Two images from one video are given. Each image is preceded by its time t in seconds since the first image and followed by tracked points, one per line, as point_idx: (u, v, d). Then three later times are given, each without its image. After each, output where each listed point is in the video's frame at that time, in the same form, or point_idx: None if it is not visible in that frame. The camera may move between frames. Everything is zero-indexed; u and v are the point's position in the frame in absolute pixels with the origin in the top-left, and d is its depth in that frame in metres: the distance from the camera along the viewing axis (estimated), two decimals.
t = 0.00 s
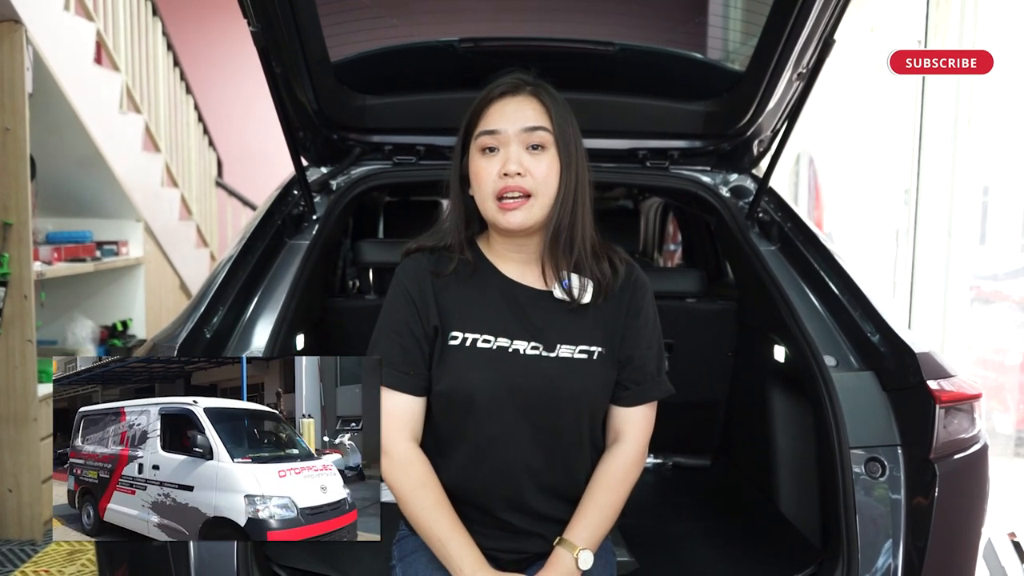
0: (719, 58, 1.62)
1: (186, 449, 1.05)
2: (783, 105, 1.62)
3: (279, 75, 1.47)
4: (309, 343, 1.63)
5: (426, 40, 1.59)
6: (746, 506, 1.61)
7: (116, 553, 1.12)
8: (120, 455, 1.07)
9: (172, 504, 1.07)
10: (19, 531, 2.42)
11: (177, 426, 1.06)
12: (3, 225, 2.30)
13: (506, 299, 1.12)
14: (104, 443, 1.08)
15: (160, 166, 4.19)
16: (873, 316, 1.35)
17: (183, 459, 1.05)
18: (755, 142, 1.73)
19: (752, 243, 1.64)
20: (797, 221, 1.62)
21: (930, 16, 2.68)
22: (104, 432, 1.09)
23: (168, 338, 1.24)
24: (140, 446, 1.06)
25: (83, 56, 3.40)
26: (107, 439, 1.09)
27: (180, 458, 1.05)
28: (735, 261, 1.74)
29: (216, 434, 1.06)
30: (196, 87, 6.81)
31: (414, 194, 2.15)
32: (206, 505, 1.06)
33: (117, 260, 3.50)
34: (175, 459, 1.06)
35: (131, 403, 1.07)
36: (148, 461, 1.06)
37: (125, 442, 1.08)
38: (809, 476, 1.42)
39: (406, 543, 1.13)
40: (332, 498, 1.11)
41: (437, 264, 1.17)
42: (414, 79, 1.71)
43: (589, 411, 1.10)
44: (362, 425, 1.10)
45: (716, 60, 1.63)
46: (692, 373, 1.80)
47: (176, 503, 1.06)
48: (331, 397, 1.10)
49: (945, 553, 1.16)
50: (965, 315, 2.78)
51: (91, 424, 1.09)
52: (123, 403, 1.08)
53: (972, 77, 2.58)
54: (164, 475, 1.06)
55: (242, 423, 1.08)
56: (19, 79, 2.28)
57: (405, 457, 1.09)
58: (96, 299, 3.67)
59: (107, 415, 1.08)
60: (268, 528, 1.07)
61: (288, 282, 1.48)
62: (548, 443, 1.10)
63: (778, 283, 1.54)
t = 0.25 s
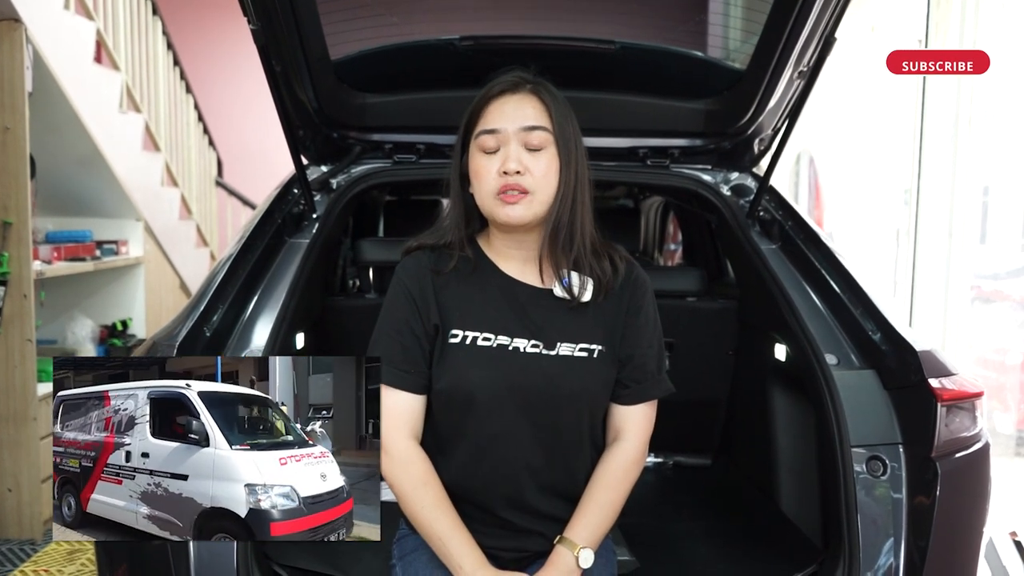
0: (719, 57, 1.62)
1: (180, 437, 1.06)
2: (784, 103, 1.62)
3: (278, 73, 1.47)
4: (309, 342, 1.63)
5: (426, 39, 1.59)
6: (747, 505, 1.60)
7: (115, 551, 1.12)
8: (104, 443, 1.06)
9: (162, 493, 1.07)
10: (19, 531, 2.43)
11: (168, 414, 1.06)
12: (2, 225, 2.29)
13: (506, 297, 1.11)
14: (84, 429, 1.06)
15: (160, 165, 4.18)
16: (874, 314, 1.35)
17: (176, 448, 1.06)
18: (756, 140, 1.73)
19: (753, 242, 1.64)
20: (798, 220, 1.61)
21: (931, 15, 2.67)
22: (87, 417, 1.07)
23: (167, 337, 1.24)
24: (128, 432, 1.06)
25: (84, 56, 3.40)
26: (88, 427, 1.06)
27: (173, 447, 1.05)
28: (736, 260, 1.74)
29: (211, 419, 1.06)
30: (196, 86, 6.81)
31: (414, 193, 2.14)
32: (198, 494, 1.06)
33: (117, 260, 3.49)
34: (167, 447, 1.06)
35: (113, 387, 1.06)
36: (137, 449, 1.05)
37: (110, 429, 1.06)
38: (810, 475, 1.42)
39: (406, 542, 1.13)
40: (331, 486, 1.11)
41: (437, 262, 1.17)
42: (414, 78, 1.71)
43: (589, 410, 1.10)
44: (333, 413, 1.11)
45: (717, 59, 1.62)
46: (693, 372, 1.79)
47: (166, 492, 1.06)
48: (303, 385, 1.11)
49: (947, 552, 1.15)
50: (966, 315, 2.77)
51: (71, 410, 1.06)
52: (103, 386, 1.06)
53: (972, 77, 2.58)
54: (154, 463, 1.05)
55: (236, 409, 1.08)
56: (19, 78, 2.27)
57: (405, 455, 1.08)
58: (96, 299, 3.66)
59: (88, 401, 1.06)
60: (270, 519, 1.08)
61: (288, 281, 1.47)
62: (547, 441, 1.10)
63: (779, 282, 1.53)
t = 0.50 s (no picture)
0: (719, 57, 1.62)
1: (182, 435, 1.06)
2: (783, 104, 1.62)
3: (278, 73, 1.47)
4: (309, 342, 1.63)
5: (425, 39, 1.59)
6: (747, 505, 1.61)
7: (116, 552, 1.12)
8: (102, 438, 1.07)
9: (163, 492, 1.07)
10: (19, 531, 2.43)
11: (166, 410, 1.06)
12: (3, 225, 2.29)
13: (506, 298, 1.11)
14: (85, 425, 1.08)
15: (160, 166, 4.19)
16: (873, 314, 1.35)
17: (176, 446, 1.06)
18: (756, 141, 1.73)
19: (752, 242, 1.64)
20: (797, 220, 1.61)
21: (930, 15, 2.68)
22: (87, 414, 1.08)
23: (167, 337, 1.24)
24: (127, 429, 1.06)
25: (84, 56, 3.40)
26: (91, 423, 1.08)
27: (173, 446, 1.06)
28: (735, 260, 1.74)
29: (215, 416, 1.07)
30: (196, 86, 6.81)
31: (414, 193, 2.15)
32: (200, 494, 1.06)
33: (118, 260, 3.49)
34: (168, 445, 1.06)
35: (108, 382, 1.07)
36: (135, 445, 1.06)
37: (110, 426, 1.07)
38: (809, 475, 1.42)
39: (406, 542, 1.13)
40: (337, 485, 1.10)
41: (437, 261, 1.17)
42: (414, 78, 1.71)
43: (589, 410, 1.10)
44: (328, 410, 1.09)
45: (717, 59, 1.63)
46: (693, 372, 1.79)
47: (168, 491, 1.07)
48: (298, 382, 1.09)
49: (946, 551, 1.15)
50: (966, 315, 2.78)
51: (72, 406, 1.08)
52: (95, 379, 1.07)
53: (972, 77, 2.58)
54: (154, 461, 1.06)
55: (237, 406, 1.08)
56: (19, 79, 2.28)
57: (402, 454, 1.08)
58: (96, 299, 3.67)
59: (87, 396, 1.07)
60: (278, 518, 1.08)
61: (288, 282, 1.47)
62: (547, 441, 1.10)
63: (779, 282, 1.54)
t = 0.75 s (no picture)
0: (718, 57, 1.62)
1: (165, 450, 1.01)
2: (781, 105, 1.62)
3: (277, 74, 1.47)
4: (309, 342, 1.63)
5: (425, 39, 1.60)
6: (746, 504, 1.61)
7: (116, 553, 1.13)
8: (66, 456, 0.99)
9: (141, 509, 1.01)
10: (20, 531, 2.44)
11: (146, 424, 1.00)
12: (3, 225, 2.29)
13: (505, 298, 1.12)
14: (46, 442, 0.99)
15: (160, 166, 4.19)
16: (872, 313, 1.35)
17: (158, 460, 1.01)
18: (754, 141, 1.73)
19: (751, 242, 1.64)
20: (796, 220, 1.61)
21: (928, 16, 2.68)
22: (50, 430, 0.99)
23: (167, 337, 1.25)
24: (100, 444, 0.99)
25: (84, 57, 3.40)
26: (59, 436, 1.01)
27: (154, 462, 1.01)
28: (735, 260, 1.74)
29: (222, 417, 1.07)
30: (196, 87, 6.82)
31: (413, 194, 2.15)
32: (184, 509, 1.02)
33: (118, 261, 3.49)
34: (149, 458, 1.01)
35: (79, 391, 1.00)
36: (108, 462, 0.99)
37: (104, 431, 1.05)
38: (808, 474, 1.42)
39: (406, 541, 1.10)
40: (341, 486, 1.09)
41: (437, 261, 1.17)
42: (413, 79, 1.71)
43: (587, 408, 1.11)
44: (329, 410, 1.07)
45: (716, 60, 1.63)
46: (693, 372, 1.80)
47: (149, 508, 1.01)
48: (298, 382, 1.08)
49: (944, 550, 1.16)
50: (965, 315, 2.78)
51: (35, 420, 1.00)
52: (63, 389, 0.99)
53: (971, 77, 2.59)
54: (130, 480, 0.99)
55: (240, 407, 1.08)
56: (19, 79, 2.28)
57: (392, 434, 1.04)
58: (96, 300, 3.67)
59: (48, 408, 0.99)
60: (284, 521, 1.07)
61: (288, 282, 1.48)
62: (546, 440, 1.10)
63: (778, 283, 1.54)
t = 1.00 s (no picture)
0: (717, 58, 1.62)
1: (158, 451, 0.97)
2: (780, 105, 1.62)
3: (276, 73, 1.47)
4: (307, 342, 1.63)
5: (424, 39, 1.60)
6: (745, 504, 1.61)
7: (115, 553, 1.13)
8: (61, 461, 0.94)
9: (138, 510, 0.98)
10: (19, 531, 2.44)
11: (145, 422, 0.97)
12: (2, 225, 2.29)
13: (503, 297, 1.13)
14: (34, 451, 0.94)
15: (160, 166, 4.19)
16: (870, 313, 1.35)
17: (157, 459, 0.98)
18: (753, 140, 1.72)
19: (750, 242, 1.64)
20: (795, 219, 1.61)
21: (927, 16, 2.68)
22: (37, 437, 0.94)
23: (166, 337, 1.25)
24: (99, 443, 0.97)
25: (83, 57, 3.41)
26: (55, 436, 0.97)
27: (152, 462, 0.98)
28: (734, 260, 1.74)
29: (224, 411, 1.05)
30: (196, 87, 6.82)
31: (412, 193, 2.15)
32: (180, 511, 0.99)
33: (117, 261, 3.49)
34: (148, 457, 0.99)
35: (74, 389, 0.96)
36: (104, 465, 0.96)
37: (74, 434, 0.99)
38: (807, 473, 1.42)
39: (405, 540, 1.11)
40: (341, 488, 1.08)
41: (435, 260, 1.17)
42: (412, 79, 1.71)
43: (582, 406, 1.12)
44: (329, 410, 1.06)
45: (715, 59, 1.63)
46: (692, 372, 1.80)
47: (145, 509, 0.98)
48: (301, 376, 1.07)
49: (943, 550, 1.16)
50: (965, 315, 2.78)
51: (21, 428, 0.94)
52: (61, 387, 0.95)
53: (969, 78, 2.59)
54: (130, 479, 0.97)
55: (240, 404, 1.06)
56: (18, 79, 2.28)
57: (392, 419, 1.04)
58: (95, 300, 3.67)
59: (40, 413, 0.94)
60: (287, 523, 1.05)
61: (287, 282, 1.48)
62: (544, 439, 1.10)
63: (777, 282, 1.54)
